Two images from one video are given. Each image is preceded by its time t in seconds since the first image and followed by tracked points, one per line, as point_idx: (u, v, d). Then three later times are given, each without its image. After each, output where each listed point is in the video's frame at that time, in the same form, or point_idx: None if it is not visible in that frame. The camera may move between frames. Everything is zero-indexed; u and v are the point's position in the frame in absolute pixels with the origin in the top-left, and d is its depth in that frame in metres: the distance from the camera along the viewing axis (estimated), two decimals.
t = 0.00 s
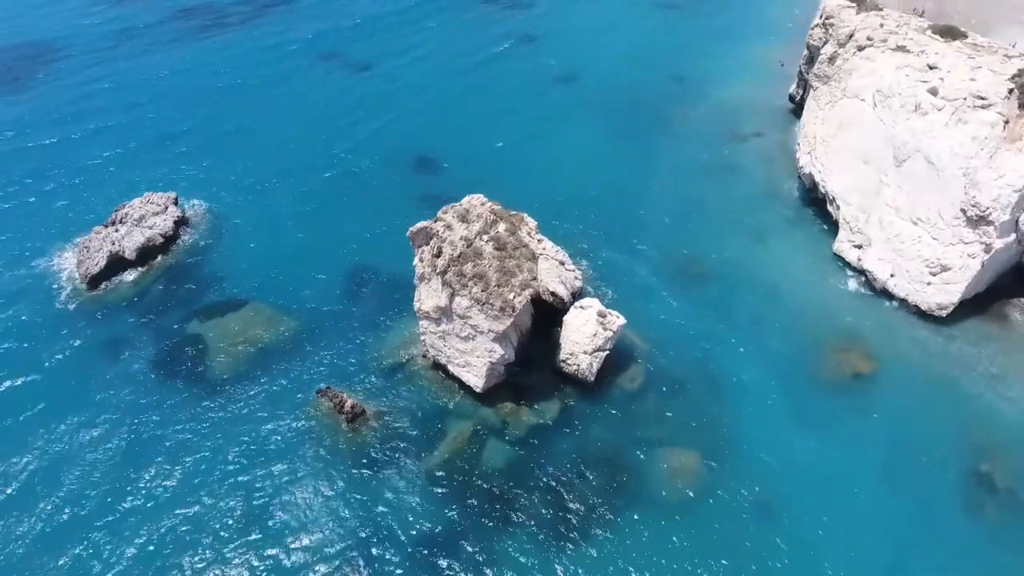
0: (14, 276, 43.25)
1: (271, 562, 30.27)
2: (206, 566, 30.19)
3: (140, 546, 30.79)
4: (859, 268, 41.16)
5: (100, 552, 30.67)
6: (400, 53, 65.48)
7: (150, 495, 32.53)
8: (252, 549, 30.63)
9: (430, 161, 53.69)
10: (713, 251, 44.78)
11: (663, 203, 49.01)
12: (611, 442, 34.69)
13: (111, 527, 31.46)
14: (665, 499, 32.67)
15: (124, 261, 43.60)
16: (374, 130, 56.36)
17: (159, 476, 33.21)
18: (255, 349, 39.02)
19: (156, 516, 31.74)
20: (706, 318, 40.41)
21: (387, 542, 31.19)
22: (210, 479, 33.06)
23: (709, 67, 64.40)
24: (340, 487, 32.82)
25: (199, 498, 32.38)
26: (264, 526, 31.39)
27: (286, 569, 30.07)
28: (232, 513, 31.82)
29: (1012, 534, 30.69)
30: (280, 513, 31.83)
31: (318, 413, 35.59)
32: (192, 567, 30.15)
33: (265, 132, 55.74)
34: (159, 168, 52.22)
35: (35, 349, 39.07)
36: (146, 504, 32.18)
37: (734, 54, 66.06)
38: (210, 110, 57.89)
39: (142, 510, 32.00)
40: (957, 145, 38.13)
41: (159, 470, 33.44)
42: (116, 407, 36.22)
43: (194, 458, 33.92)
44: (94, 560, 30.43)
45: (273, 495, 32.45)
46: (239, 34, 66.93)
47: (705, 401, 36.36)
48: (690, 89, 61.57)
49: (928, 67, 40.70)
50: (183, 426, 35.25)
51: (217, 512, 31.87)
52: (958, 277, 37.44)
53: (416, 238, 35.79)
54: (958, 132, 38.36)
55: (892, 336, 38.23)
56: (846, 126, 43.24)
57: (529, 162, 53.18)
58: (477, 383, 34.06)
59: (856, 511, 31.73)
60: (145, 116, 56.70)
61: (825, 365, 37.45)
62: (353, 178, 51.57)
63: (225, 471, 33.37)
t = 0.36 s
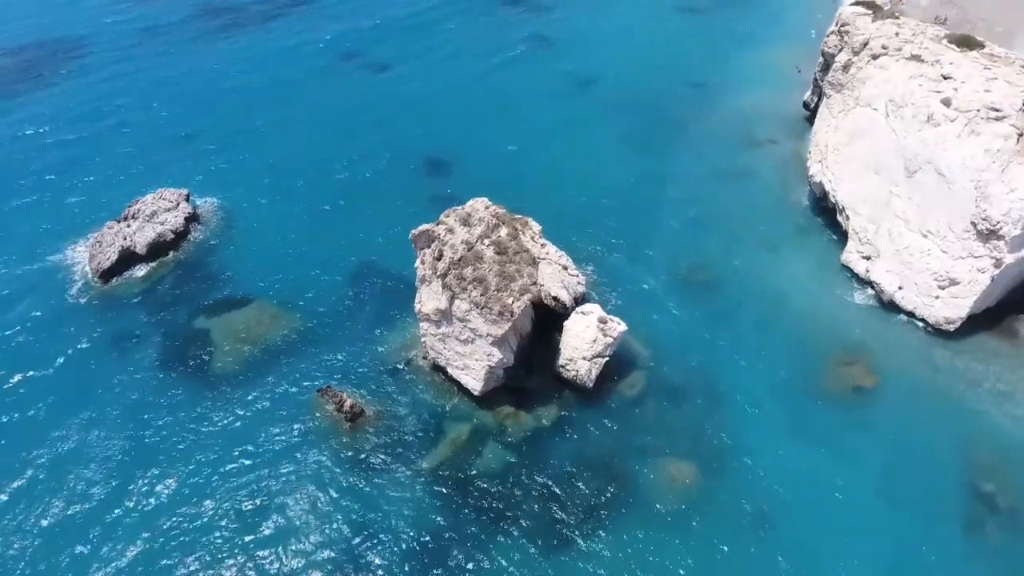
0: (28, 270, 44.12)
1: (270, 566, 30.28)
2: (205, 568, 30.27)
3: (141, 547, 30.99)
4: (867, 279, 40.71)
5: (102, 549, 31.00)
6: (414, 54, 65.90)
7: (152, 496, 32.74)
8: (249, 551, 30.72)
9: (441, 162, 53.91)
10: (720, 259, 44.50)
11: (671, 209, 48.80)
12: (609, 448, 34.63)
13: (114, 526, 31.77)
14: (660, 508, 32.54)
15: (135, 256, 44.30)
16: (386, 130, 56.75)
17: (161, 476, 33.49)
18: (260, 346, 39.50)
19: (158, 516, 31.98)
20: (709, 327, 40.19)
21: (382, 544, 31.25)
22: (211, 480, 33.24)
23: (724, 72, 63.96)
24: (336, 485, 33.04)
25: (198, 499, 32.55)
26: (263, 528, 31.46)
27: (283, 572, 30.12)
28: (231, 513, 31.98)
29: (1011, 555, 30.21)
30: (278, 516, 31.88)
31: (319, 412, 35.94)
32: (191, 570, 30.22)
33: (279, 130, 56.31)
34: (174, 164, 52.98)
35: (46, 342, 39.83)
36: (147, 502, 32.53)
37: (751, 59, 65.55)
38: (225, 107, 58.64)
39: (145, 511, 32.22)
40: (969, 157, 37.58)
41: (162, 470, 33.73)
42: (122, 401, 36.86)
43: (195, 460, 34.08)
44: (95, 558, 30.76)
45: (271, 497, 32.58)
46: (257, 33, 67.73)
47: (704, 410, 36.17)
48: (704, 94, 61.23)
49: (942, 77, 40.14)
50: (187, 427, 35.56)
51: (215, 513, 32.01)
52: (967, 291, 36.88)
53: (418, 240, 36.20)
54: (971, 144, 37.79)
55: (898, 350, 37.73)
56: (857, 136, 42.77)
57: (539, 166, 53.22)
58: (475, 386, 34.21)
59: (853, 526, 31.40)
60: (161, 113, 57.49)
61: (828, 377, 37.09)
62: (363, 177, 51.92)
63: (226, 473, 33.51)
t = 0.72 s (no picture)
0: (43, 264, 45.00)
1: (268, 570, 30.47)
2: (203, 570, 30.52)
3: (141, 545, 31.42)
4: (875, 291, 40.15)
5: (102, 546, 31.46)
6: (429, 56, 66.32)
7: (153, 496, 33.06)
8: (248, 554, 30.94)
9: (451, 163, 54.14)
10: (726, 267, 44.16)
11: (679, 215, 48.59)
12: (606, 455, 34.52)
13: (113, 522, 32.20)
14: (655, 516, 32.37)
15: (145, 251, 44.99)
16: (398, 131, 57.15)
17: (163, 477, 33.77)
18: (264, 343, 39.94)
19: (157, 517, 32.30)
20: (713, 335, 39.95)
21: (376, 547, 31.35)
22: (212, 482, 33.48)
23: (739, 77, 63.58)
24: (332, 484, 33.29)
25: (198, 500, 32.81)
26: (260, 530, 31.68)
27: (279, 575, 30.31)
28: (229, 514, 32.23)
29: None
30: (276, 520, 32.03)
31: (318, 410, 36.24)
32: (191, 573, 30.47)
33: (292, 129, 56.92)
34: (188, 161, 53.76)
35: (57, 336, 40.58)
36: (148, 494, 33.17)
37: (767, 64, 65.05)
38: (240, 105, 59.37)
39: (146, 508, 32.65)
40: (981, 170, 37.17)
41: (164, 470, 34.05)
42: (127, 394, 37.52)
43: (196, 462, 34.29)
44: (96, 552, 31.28)
45: (269, 498, 32.77)
46: (275, 33, 68.50)
47: (704, 419, 35.95)
48: (718, 99, 60.90)
49: (955, 87, 39.63)
50: (191, 427, 35.86)
51: (214, 515, 32.25)
52: (975, 305, 36.33)
53: (420, 243, 36.50)
54: (983, 156, 37.40)
55: (903, 364, 37.20)
56: (869, 145, 42.25)
57: (549, 170, 53.22)
58: (473, 389, 34.33)
59: (849, 542, 31.04)
60: (177, 111, 58.33)
61: (831, 389, 36.68)
62: (373, 177, 52.30)
63: (227, 474, 33.73)
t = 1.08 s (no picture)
0: (56, 257, 45.79)
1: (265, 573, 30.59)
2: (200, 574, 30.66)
3: (140, 537, 31.93)
4: (882, 303, 39.64)
5: (101, 544, 31.77)
6: (444, 58, 66.64)
7: (155, 497, 33.26)
8: (246, 558, 31.06)
9: (461, 165, 54.33)
10: (732, 275, 43.84)
11: (687, 221, 48.34)
12: (602, 462, 34.44)
13: (112, 520, 32.48)
14: (649, 525, 32.22)
15: (156, 247, 45.64)
16: (409, 131, 57.48)
17: (165, 478, 33.98)
18: (268, 340, 40.37)
19: (157, 517, 32.52)
20: (715, 343, 39.68)
21: (370, 550, 31.44)
22: (213, 483, 33.66)
23: (754, 83, 63.09)
24: (329, 482, 33.57)
25: (197, 501, 33.02)
26: (258, 532, 31.86)
27: None
28: (227, 512, 32.55)
29: None
30: (273, 523, 32.12)
31: (318, 409, 36.54)
32: None
33: (305, 128, 57.48)
34: (202, 157, 54.44)
35: (67, 328, 41.27)
36: (148, 485, 33.72)
37: (784, 70, 64.46)
38: (255, 103, 60.06)
39: (145, 500, 33.21)
40: (993, 183, 36.67)
41: (167, 470, 34.29)
42: (132, 387, 38.09)
43: (197, 464, 34.46)
44: (96, 542, 31.86)
45: (267, 500, 32.92)
46: (292, 32, 69.20)
47: (702, 429, 35.73)
48: (731, 105, 60.48)
49: (969, 98, 39.05)
50: (194, 427, 36.08)
51: (212, 517, 32.42)
52: (984, 320, 35.74)
53: (421, 246, 36.87)
54: (995, 169, 36.88)
55: (908, 378, 36.69)
56: (880, 155, 41.77)
57: (558, 173, 53.20)
58: (472, 391, 34.49)
59: (845, 557, 30.66)
60: (194, 108, 59.11)
61: (832, 402, 36.28)
62: (383, 177, 52.65)
63: (227, 475, 33.90)
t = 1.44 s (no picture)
0: (69, 250, 46.56)
1: None
2: None
3: (137, 529, 32.33)
4: (889, 315, 39.12)
5: (98, 541, 32.00)
6: (459, 59, 66.93)
7: (154, 499, 33.35)
8: (241, 562, 31.13)
9: (471, 166, 54.46)
10: (737, 283, 43.51)
11: (694, 227, 48.03)
12: (599, 469, 34.36)
13: (110, 518, 32.73)
14: (642, 534, 32.03)
15: (166, 242, 46.32)
16: (421, 132, 57.77)
17: (165, 477, 34.22)
18: (273, 338, 40.81)
19: (154, 515, 32.74)
20: (718, 352, 39.45)
21: (364, 554, 31.49)
22: (212, 483, 33.83)
23: (770, 88, 62.52)
24: (325, 481, 33.84)
25: (195, 503, 33.12)
26: (253, 532, 32.03)
27: None
28: (224, 508, 32.86)
29: None
30: (270, 527, 32.18)
31: (318, 407, 36.87)
32: None
33: (318, 127, 58.03)
34: (215, 154, 55.11)
35: (76, 321, 41.98)
36: (148, 481, 34.09)
37: (800, 75, 63.79)
38: (270, 101, 60.72)
39: (143, 495, 33.55)
40: (1004, 196, 36.05)
41: (168, 469, 34.54)
42: (136, 381, 38.61)
43: (197, 465, 34.60)
44: (93, 533, 32.26)
45: (264, 502, 33.06)
46: (310, 31, 69.89)
47: (701, 438, 35.50)
48: (746, 110, 60.00)
49: (983, 109, 38.39)
50: (195, 425, 36.37)
51: (210, 519, 32.51)
52: (992, 336, 35.11)
53: (422, 248, 37.27)
54: (1007, 182, 36.25)
55: (913, 392, 36.20)
56: (891, 165, 41.29)
57: (568, 177, 53.11)
58: (470, 395, 34.60)
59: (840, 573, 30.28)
60: (210, 105, 59.89)
61: (834, 415, 35.88)
62: (393, 177, 52.98)
63: (226, 476, 34.08)
